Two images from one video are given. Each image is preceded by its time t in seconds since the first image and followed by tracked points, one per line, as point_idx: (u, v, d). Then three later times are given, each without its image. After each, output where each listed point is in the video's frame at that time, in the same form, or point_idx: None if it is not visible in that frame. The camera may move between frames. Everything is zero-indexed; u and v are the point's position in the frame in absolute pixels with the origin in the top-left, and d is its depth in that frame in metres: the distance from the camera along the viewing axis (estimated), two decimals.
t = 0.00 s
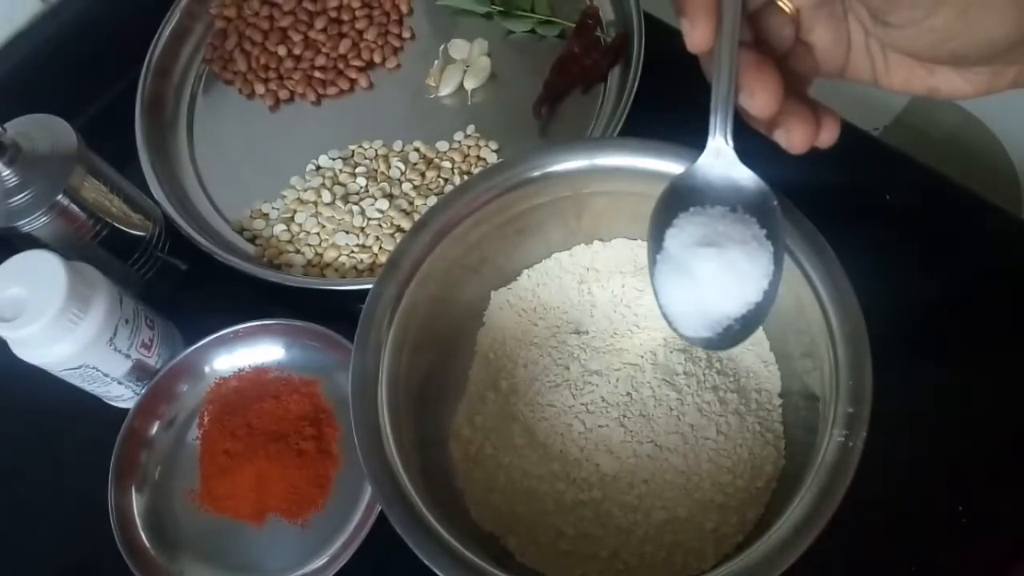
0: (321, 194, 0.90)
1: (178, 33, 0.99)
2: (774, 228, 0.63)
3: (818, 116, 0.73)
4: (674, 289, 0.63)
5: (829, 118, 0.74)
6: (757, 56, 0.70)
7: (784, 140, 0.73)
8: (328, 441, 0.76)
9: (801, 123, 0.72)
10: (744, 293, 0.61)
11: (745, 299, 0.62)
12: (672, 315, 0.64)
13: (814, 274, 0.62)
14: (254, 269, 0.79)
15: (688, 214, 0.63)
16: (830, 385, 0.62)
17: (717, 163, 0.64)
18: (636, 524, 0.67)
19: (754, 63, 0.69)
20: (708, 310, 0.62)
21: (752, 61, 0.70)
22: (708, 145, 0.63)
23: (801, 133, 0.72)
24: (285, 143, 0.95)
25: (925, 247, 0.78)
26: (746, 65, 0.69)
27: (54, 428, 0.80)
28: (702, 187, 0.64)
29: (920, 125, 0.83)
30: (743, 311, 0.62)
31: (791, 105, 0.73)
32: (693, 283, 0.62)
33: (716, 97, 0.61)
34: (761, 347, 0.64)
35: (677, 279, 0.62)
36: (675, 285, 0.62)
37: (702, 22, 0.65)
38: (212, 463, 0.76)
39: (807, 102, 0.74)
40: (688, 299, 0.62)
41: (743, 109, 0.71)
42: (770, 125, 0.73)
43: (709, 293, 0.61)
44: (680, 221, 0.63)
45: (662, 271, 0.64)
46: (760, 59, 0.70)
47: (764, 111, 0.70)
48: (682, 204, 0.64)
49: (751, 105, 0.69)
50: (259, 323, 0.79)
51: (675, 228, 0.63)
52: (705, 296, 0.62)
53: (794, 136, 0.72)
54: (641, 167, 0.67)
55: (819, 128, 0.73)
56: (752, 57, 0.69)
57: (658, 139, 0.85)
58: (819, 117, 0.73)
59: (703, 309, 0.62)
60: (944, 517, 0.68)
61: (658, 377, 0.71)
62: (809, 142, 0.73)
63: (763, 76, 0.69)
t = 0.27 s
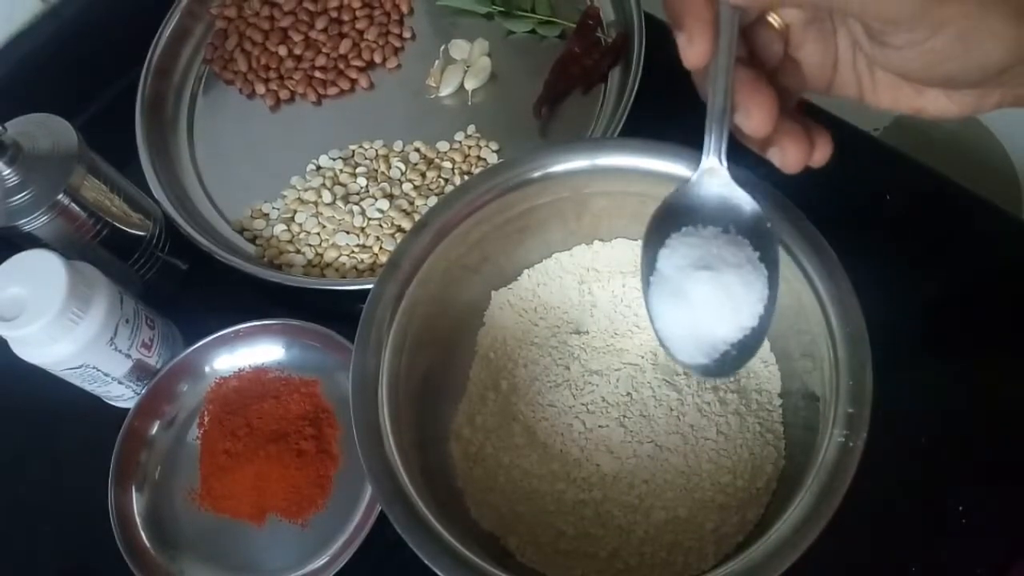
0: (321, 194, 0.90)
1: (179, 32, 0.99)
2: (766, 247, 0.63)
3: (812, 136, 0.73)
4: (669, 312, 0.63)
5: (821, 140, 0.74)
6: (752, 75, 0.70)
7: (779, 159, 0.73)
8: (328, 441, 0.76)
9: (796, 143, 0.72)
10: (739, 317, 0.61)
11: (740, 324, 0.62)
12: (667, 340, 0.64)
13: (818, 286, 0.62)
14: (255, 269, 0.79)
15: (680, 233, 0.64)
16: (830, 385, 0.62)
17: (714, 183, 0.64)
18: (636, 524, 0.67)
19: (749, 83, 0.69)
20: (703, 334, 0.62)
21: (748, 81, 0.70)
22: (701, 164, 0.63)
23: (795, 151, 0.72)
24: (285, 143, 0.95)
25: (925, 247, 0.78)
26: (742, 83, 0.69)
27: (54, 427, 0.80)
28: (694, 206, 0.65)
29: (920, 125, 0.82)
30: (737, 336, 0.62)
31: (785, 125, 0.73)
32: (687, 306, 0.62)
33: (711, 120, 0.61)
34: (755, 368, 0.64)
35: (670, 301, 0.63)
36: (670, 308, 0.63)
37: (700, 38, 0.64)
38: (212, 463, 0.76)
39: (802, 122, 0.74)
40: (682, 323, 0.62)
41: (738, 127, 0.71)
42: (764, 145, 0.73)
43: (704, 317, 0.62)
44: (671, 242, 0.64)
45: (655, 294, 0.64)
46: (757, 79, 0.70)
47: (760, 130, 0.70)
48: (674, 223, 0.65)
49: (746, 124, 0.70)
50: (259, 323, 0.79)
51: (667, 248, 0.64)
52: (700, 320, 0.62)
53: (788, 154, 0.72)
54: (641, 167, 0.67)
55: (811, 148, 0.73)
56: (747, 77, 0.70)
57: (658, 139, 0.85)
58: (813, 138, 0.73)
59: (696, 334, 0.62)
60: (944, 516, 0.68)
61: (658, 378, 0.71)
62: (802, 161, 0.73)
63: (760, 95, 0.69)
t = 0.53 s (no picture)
0: (321, 194, 0.90)
1: (178, 32, 0.99)
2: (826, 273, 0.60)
3: (872, 139, 0.64)
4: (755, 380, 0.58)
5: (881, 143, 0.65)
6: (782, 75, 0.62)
7: (836, 169, 0.64)
8: (328, 441, 0.76)
9: (853, 147, 0.64)
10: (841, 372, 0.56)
11: (845, 379, 0.56)
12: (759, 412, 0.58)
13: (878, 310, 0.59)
14: (255, 268, 0.79)
15: (740, 281, 0.60)
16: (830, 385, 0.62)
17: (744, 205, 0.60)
18: (636, 524, 0.67)
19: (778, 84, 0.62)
20: (801, 399, 0.57)
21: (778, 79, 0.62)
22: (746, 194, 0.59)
23: (854, 157, 0.64)
24: (285, 142, 0.95)
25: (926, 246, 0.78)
26: (769, 86, 0.62)
27: (54, 427, 0.80)
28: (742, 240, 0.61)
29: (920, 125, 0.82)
30: (845, 395, 0.57)
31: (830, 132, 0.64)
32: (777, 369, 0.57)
33: (743, 145, 0.57)
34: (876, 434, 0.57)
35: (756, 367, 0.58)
36: (755, 373, 0.58)
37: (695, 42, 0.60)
38: (212, 463, 0.76)
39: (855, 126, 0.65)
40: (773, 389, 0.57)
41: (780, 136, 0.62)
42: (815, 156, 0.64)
43: (799, 376, 0.56)
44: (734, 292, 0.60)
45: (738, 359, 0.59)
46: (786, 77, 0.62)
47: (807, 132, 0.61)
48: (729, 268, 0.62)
49: (785, 129, 0.61)
50: (259, 322, 0.79)
51: (728, 300, 0.60)
52: (796, 381, 0.57)
53: (848, 162, 0.64)
54: (642, 167, 0.67)
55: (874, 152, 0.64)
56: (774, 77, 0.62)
57: (658, 139, 0.85)
58: (873, 141, 0.64)
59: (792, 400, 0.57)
60: (944, 516, 0.68)
61: (659, 377, 0.72)
62: (864, 168, 0.64)
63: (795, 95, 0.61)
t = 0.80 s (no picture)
0: (321, 195, 0.90)
1: (179, 33, 0.99)
2: (931, 228, 0.53)
3: (966, 61, 0.55)
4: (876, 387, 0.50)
5: (976, 68, 0.56)
6: None
7: (928, 99, 0.55)
8: (328, 441, 0.76)
9: (947, 70, 0.54)
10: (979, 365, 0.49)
11: (985, 373, 0.49)
12: (880, 428, 0.51)
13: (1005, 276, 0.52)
14: (255, 269, 0.79)
15: (826, 255, 0.53)
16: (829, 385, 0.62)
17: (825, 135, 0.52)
18: (636, 524, 0.67)
19: None
20: (934, 404, 0.49)
21: None
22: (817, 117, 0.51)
23: (945, 83, 0.54)
24: (285, 143, 0.95)
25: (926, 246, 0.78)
26: None
27: (54, 427, 0.80)
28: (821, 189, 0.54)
29: (919, 126, 0.82)
30: (986, 393, 0.49)
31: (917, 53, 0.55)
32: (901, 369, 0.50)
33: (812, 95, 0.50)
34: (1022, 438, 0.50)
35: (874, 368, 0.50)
36: (871, 377, 0.50)
37: None
38: (213, 464, 0.76)
39: (950, 49, 0.56)
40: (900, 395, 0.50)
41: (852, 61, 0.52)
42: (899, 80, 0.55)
43: (929, 372, 0.49)
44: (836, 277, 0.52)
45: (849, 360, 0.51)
46: None
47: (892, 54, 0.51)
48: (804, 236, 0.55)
49: (864, 49, 0.50)
50: (259, 323, 0.79)
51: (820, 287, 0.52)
52: (925, 380, 0.49)
53: (940, 89, 0.55)
54: (641, 168, 0.67)
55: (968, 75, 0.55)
56: None
57: (657, 139, 0.85)
58: (966, 65, 0.55)
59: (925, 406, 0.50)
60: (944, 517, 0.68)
61: (658, 378, 0.71)
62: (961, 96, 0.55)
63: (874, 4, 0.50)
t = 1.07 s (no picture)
0: (321, 194, 0.90)
1: (178, 32, 0.99)
2: (921, 230, 0.51)
3: (963, 60, 0.56)
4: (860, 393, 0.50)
5: (973, 65, 0.56)
6: None
7: (924, 101, 0.55)
8: (328, 440, 0.76)
9: (946, 70, 0.54)
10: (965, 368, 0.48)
11: (972, 378, 0.48)
12: (865, 435, 0.50)
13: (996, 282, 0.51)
14: (255, 268, 0.79)
15: (816, 257, 0.52)
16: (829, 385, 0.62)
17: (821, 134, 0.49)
18: (636, 524, 0.67)
19: None
20: (916, 409, 0.49)
21: None
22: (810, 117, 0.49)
23: (944, 82, 0.55)
24: (285, 142, 0.95)
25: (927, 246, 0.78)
26: None
27: (54, 427, 0.80)
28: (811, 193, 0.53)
29: (919, 126, 0.83)
30: (972, 398, 0.49)
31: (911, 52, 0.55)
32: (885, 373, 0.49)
33: (808, 100, 0.48)
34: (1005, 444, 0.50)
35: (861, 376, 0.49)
36: (852, 382, 0.49)
37: None
38: (213, 463, 0.76)
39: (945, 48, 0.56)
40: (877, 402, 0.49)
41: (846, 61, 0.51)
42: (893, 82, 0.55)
43: (915, 377, 0.49)
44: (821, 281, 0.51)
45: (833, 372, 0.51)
46: None
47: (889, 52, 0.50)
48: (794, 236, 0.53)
49: (861, 50, 0.49)
50: (259, 322, 0.79)
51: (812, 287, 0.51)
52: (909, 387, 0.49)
53: (937, 88, 0.55)
54: (642, 168, 0.67)
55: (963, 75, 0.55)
56: None
57: (658, 139, 0.85)
58: (964, 62, 0.56)
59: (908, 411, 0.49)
60: (945, 517, 0.68)
61: (659, 377, 0.71)
62: (958, 95, 0.55)
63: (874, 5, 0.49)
